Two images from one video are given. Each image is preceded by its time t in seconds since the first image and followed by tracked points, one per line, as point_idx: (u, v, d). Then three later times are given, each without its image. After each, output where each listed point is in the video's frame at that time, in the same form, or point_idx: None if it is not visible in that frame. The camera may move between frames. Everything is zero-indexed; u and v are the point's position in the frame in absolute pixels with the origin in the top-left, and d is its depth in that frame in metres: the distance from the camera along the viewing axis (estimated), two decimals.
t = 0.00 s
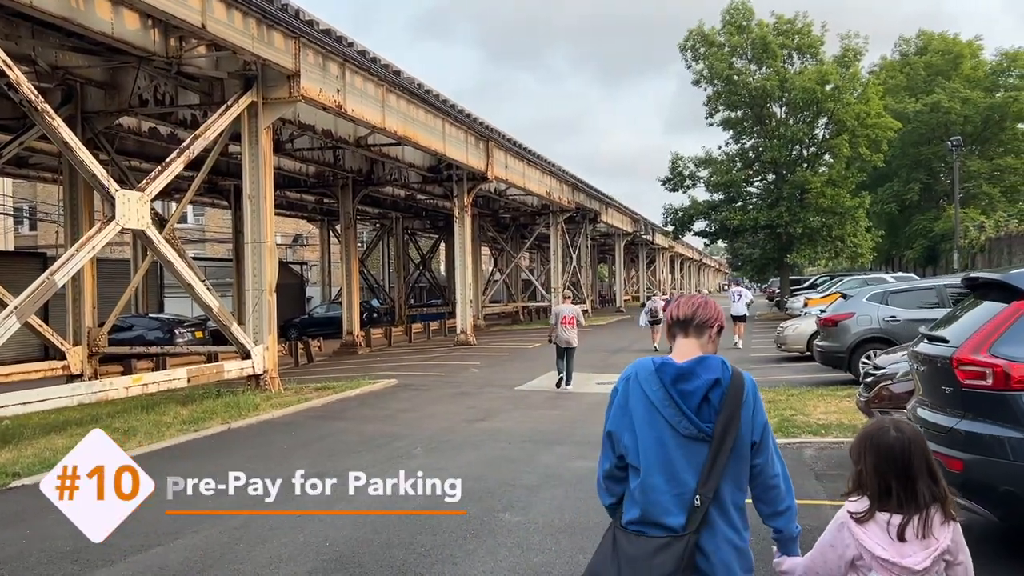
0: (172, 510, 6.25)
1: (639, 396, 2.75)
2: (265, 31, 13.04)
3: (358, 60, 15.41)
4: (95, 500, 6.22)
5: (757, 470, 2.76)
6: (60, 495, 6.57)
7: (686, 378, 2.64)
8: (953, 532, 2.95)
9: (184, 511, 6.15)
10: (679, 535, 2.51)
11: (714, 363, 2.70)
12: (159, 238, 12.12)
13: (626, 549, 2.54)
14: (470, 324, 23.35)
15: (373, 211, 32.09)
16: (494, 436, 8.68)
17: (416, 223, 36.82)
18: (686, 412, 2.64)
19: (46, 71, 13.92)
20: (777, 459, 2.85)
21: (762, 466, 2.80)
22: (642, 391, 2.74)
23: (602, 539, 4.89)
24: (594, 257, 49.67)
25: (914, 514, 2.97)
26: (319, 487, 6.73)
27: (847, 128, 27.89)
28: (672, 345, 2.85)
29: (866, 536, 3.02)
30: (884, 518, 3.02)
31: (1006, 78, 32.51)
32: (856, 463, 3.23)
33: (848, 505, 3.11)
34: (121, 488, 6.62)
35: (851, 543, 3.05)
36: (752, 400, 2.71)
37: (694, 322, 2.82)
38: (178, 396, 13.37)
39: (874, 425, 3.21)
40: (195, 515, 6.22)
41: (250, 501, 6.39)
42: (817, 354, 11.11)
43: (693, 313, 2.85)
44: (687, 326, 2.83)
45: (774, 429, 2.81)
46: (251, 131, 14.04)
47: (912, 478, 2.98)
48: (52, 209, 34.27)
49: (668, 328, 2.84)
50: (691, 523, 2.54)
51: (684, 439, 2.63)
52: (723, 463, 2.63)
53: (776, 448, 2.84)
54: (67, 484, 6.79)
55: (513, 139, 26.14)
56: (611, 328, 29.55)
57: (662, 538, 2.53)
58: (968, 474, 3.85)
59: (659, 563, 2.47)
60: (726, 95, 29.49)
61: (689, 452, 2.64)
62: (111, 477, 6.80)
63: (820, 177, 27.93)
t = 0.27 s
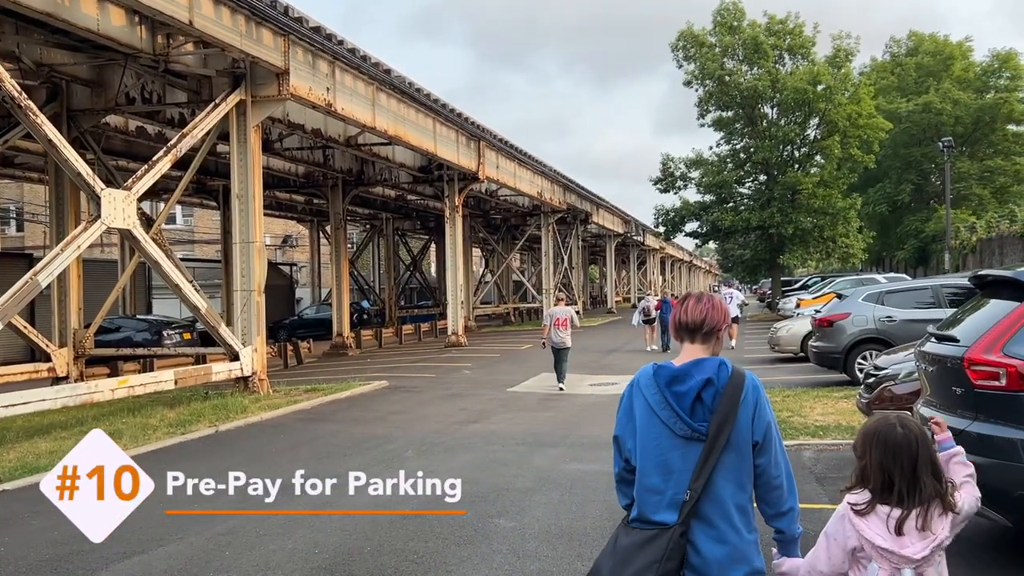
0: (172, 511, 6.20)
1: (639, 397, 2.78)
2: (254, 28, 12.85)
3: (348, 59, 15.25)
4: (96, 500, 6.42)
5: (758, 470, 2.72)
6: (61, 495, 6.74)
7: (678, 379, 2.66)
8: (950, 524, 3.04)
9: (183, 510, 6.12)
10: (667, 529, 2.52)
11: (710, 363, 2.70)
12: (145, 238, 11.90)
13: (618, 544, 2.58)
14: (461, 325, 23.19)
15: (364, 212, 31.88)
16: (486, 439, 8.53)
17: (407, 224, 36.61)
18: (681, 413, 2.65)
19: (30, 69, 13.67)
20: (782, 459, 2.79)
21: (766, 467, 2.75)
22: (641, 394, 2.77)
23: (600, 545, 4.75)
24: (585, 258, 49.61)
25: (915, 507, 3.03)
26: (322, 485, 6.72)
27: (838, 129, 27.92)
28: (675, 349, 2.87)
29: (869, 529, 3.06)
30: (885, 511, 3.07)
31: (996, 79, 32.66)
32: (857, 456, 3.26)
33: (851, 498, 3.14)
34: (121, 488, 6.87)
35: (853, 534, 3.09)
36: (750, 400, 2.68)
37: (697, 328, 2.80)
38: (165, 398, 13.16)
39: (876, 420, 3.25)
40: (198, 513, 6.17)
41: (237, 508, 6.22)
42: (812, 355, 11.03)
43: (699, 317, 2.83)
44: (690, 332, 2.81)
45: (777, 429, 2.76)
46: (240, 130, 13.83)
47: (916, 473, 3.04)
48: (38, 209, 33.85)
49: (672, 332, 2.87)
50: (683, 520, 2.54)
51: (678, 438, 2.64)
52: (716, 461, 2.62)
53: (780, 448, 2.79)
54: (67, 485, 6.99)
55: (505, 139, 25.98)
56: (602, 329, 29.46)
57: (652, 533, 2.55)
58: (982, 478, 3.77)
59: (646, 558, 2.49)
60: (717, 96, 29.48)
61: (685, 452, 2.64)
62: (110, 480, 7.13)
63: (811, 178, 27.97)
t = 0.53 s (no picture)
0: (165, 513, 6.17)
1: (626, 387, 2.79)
2: (241, 24, 12.64)
3: (337, 57, 15.06)
4: (96, 499, 6.46)
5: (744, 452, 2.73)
6: (61, 495, 6.76)
7: (666, 371, 2.66)
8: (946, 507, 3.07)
9: (182, 511, 6.15)
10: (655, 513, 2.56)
11: (694, 352, 2.71)
12: (130, 237, 11.66)
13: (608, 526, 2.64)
14: (452, 326, 23.00)
15: (354, 213, 31.63)
16: (477, 442, 8.36)
17: (398, 224, 36.39)
18: (670, 403, 2.66)
19: (13, 66, 13.39)
20: (769, 438, 2.80)
21: (754, 447, 2.75)
22: (629, 383, 2.78)
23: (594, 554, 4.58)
24: (577, 259, 49.51)
25: (921, 495, 3.01)
26: (322, 485, 6.69)
27: (830, 130, 27.91)
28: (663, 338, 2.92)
29: (874, 518, 3.04)
30: (888, 501, 3.04)
31: (987, 81, 32.75)
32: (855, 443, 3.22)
33: (855, 486, 3.10)
34: (121, 488, 6.92)
35: (856, 524, 3.07)
36: (737, 385, 2.68)
37: (680, 315, 2.90)
38: (151, 401, 12.92)
39: (877, 407, 3.17)
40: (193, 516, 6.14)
41: (226, 512, 6.12)
42: (807, 356, 10.91)
43: (682, 305, 2.94)
44: (674, 322, 2.91)
45: (764, 409, 2.77)
46: (227, 128, 13.61)
47: (921, 463, 3.01)
48: (23, 210, 33.43)
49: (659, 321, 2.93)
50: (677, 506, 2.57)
51: (667, 427, 2.65)
52: (706, 446, 2.63)
53: (768, 427, 2.80)
54: (67, 485, 7.03)
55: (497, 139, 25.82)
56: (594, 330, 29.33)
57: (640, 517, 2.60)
58: (993, 486, 3.64)
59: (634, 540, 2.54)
60: (709, 96, 29.42)
61: (677, 441, 2.66)
62: (110, 480, 7.18)
63: (803, 179, 27.97)
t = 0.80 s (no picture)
0: (166, 513, 6.22)
1: (638, 396, 2.92)
2: (231, 22, 12.44)
3: (328, 56, 14.88)
4: (95, 500, 6.49)
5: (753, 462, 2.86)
6: (61, 495, 6.79)
7: (677, 380, 2.80)
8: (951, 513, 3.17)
9: (183, 510, 6.20)
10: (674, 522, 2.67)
11: (705, 363, 2.83)
12: (117, 238, 11.43)
13: (626, 535, 2.72)
14: (445, 328, 22.81)
15: (346, 214, 31.40)
16: (470, 447, 8.23)
17: (390, 226, 36.19)
18: (680, 412, 2.80)
19: None
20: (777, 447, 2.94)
21: (762, 458, 2.88)
22: (641, 393, 2.91)
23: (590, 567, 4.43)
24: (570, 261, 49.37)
25: (925, 507, 3.13)
26: (322, 484, 6.79)
27: (824, 131, 27.85)
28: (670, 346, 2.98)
29: (879, 528, 3.19)
30: (894, 510, 3.17)
31: (982, 84, 32.79)
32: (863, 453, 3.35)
33: (862, 496, 3.23)
34: (122, 488, 6.95)
35: (864, 533, 3.22)
36: (747, 396, 2.81)
37: (689, 325, 2.92)
38: (138, 404, 12.70)
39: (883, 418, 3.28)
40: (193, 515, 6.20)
41: (228, 513, 6.18)
42: (804, 359, 10.80)
43: (691, 315, 2.94)
44: (683, 332, 2.92)
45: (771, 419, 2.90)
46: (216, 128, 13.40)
47: (923, 473, 3.12)
48: (10, 210, 33.05)
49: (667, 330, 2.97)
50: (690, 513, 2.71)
51: (678, 434, 2.81)
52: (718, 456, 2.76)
53: (775, 437, 2.93)
54: (67, 486, 7.05)
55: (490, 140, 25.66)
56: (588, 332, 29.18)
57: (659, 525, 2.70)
58: (1009, 500, 3.53)
59: (654, 549, 2.63)
60: (703, 97, 29.34)
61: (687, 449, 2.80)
62: (110, 480, 7.19)
63: (797, 180, 27.95)
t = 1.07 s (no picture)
0: (167, 514, 6.18)
1: (674, 385, 2.95)
2: (221, 18, 12.23)
3: (321, 53, 14.69)
4: (95, 500, 6.40)
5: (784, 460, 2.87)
6: (60, 495, 6.71)
7: (715, 372, 2.82)
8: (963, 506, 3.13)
9: (183, 511, 6.17)
10: (704, 518, 2.71)
11: (745, 359, 2.83)
12: (104, 237, 11.20)
13: (655, 526, 2.79)
14: (438, 329, 22.63)
15: (339, 214, 31.19)
16: (465, 450, 8.08)
17: (383, 226, 36.00)
18: (713, 404, 2.83)
19: None
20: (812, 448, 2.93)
21: (794, 457, 2.90)
22: (678, 382, 2.93)
23: None
24: (564, 261, 49.26)
25: (935, 495, 3.08)
26: (322, 485, 6.83)
27: (819, 132, 27.81)
28: (712, 338, 2.98)
29: (888, 515, 3.14)
30: (904, 499, 3.13)
31: (976, 85, 32.87)
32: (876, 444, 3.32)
33: (873, 483, 3.20)
34: (121, 488, 6.84)
35: (874, 519, 3.17)
36: (783, 395, 2.82)
37: (730, 317, 2.93)
38: (126, 407, 12.49)
39: (897, 409, 3.28)
40: (192, 516, 6.19)
41: (229, 513, 6.18)
42: (802, 361, 10.69)
43: (734, 308, 2.95)
44: (725, 324, 2.93)
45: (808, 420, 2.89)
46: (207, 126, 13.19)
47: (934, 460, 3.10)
48: None
49: (709, 320, 2.97)
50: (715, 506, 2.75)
51: (710, 425, 2.84)
52: (750, 453, 2.79)
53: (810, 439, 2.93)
54: (67, 485, 6.93)
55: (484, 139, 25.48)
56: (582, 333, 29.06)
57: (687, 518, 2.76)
58: None
59: (682, 543, 2.69)
60: (698, 98, 29.29)
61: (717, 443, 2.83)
62: (110, 480, 7.02)
63: (792, 182, 27.92)
